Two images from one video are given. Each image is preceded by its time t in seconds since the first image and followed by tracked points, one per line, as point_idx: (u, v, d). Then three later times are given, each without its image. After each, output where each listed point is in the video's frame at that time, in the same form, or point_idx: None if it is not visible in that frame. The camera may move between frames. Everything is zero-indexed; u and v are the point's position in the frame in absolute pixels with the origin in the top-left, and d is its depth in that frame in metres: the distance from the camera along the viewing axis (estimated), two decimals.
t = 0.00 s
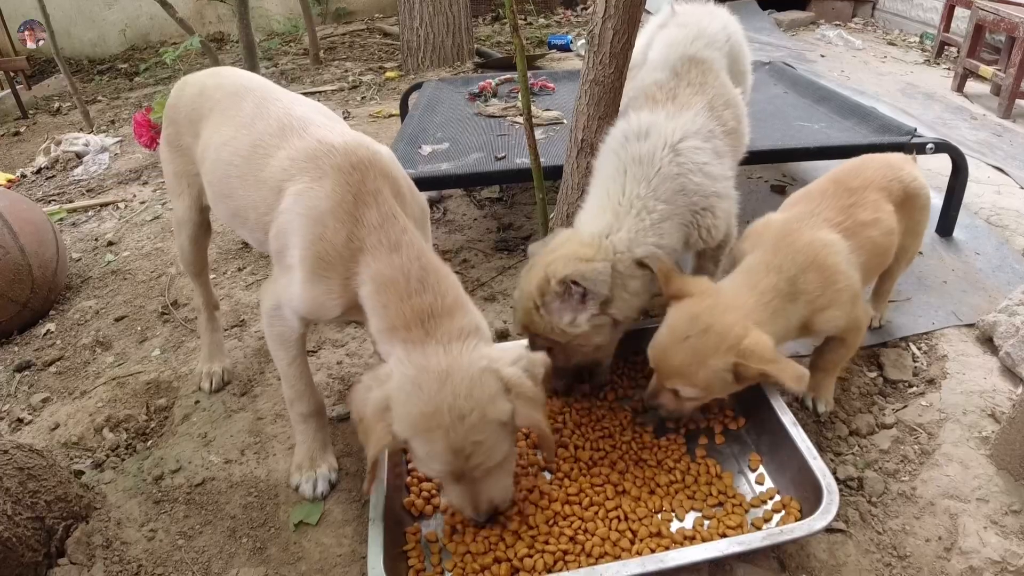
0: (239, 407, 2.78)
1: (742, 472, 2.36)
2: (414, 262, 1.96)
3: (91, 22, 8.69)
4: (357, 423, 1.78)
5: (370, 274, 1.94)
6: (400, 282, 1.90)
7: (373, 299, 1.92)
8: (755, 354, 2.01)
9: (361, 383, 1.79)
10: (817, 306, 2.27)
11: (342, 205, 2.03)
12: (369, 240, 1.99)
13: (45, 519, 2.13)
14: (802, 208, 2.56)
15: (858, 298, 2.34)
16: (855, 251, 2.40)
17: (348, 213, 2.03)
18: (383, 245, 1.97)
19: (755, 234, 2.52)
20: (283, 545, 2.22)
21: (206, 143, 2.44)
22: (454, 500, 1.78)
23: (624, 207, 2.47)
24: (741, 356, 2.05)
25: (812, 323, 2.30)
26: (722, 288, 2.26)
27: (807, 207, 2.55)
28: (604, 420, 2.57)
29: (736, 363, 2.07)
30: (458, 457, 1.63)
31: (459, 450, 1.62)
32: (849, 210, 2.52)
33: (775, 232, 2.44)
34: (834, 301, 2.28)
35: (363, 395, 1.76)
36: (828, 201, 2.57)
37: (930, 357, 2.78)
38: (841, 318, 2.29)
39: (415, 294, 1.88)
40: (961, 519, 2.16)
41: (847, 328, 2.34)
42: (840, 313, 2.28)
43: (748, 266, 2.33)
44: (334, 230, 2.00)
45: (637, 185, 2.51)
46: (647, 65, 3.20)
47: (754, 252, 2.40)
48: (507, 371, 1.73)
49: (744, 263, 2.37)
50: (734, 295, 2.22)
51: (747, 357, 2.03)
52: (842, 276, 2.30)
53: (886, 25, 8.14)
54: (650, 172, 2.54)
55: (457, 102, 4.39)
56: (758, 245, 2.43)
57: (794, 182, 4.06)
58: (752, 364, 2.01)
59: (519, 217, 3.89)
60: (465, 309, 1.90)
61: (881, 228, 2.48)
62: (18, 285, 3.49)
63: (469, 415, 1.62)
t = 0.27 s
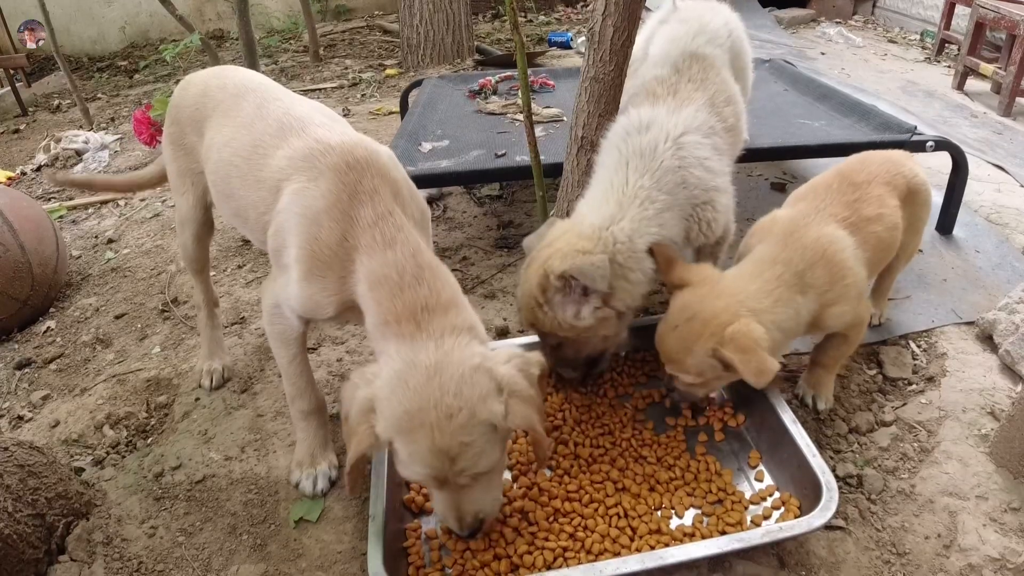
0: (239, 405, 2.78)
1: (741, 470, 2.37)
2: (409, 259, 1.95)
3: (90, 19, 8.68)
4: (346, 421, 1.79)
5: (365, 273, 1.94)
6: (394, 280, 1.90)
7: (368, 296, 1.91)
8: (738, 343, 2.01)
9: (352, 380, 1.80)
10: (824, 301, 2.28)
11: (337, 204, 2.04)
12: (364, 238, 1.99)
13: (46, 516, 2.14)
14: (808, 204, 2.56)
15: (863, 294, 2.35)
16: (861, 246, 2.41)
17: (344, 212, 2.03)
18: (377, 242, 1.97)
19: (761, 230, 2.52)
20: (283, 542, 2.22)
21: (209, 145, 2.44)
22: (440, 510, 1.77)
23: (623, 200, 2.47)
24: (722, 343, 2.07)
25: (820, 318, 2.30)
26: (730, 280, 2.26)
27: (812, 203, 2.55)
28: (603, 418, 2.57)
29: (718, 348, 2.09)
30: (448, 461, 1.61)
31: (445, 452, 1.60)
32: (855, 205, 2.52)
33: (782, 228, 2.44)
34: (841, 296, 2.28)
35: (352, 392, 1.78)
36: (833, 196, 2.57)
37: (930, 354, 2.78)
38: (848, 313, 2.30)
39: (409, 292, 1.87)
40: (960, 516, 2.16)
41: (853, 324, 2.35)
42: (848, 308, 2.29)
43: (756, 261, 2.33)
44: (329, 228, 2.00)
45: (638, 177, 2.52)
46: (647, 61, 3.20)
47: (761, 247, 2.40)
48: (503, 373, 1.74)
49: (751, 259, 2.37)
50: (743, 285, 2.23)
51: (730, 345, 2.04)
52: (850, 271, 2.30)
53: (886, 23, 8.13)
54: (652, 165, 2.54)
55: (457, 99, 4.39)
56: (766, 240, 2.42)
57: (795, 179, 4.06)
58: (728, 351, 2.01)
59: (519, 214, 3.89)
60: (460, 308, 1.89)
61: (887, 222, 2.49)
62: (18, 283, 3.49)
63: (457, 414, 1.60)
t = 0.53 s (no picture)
0: (240, 403, 2.78)
1: (741, 468, 2.36)
2: (409, 253, 1.96)
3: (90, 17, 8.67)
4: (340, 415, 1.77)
5: (366, 268, 1.94)
6: (395, 275, 1.90)
7: (368, 291, 1.91)
8: (722, 341, 2.06)
9: (348, 373, 1.79)
10: (827, 299, 2.28)
11: (337, 199, 2.04)
12: (364, 233, 1.99)
13: (46, 514, 2.14)
14: (812, 201, 2.56)
15: (868, 292, 2.34)
16: (865, 244, 2.41)
17: (344, 209, 2.03)
18: (377, 236, 1.98)
19: (765, 226, 2.53)
20: (283, 540, 2.23)
21: (207, 145, 2.44)
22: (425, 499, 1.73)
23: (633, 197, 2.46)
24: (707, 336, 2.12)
25: (822, 316, 2.30)
26: (731, 279, 2.27)
27: (817, 200, 2.55)
28: (603, 416, 2.57)
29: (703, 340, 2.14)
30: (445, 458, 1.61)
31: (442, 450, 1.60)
32: (859, 201, 2.51)
33: (786, 225, 2.43)
34: (844, 294, 2.28)
35: (347, 385, 1.76)
36: (838, 192, 2.56)
37: (931, 353, 2.78)
38: (851, 310, 2.29)
39: (409, 285, 1.87)
40: (960, 515, 2.16)
41: (856, 322, 2.34)
42: (850, 306, 2.28)
43: (759, 257, 2.33)
44: (329, 224, 2.01)
45: (645, 173, 2.51)
46: (646, 56, 3.19)
47: (764, 243, 2.40)
48: (492, 361, 1.70)
49: (754, 254, 2.37)
50: (744, 286, 2.23)
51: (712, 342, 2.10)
52: (854, 269, 2.30)
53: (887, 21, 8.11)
54: (661, 159, 2.54)
55: (458, 97, 4.39)
56: (771, 237, 2.43)
57: (795, 177, 4.05)
58: (710, 347, 2.07)
59: (520, 213, 3.88)
60: (460, 301, 1.90)
61: (891, 219, 2.48)
62: (18, 281, 3.49)
63: (454, 411, 1.60)
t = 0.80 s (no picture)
0: (240, 402, 2.78)
1: (742, 467, 2.37)
2: (414, 254, 1.96)
3: (90, 16, 8.67)
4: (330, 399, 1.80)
5: (370, 268, 1.94)
6: (399, 275, 1.90)
7: (371, 289, 1.92)
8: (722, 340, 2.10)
9: (341, 363, 1.80)
10: (819, 294, 2.28)
11: (341, 199, 2.04)
12: (369, 233, 2.00)
13: (47, 513, 2.14)
14: (810, 197, 2.55)
15: (864, 288, 2.33)
16: (861, 241, 2.40)
17: (347, 208, 2.03)
18: (382, 237, 1.98)
19: (763, 222, 2.53)
20: (284, 538, 2.23)
21: (203, 143, 2.44)
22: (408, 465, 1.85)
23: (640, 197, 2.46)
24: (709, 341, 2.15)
25: (814, 311, 2.31)
26: (724, 278, 2.30)
27: (815, 196, 2.55)
28: (603, 414, 2.57)
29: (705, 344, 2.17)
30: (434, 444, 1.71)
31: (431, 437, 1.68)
32: (856, 198, 2.51)
33: (782, 220, 2.44)
34: (837, 290, 2.28)
35: (340, 376, 1.77)
36: (836, 189, 2.57)
37: (931, 352, 2.78)
38: (845, 307, 2.29)
39: (413, 284, 1.88)
40: (960, 514, 2.16)
41: (851, 318, 2.34)
42: (844, 302, 2.28)
43: (753, 252, 2.35)
44: (333, 224, 2.01)
45: (649, 172, 2.52)
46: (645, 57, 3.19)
47: (760, 239, 2.41)
48: (478, 382, 1.70)
49: (748, 249, 2.38)
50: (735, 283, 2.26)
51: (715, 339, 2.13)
52: (848, 265, 2.29)
53: (888, 20, 8.10)
54: (664, 159, 2.55)
55: (459, 96, 4.39)
56: (767, 232, 2.44)
57: (796, 177, 4.05)
58: (714, 347, 2.09)
59: (521, 212, 3.88)
60: (464, 303, 1.91)
61: (888, 216, 2.48)
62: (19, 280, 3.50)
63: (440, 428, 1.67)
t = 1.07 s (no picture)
0: (242, 400, 2.78)
1: (743, 465, 2.36)
2: (419, 247, 1.98)
3: (91, 15, 8.67)
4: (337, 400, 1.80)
5: (375, 261, 1.96)
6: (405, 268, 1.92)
7: (375, 282, 1.92)
8: (740, 347, 2.10)
9: (343, 372, 1.78)
10: (812, 295, 2.29)
11: (345, 192, 2.04)
12: (374, 227, 2.01)
13: (49, 512, 2.14)
14: (807, 195, 2.55)
15: (858, 287, 2.33)
16: (856, 240, 2.39)
17: (351, 201, 2.03)
18: (387, 231, 1.99)
19: (759, 222, 2.54)
20: (285, 537, 2.23)
21: (196, 136, 2.43)
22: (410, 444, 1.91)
23: (642, 199, 2.46)
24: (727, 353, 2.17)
25: (807, 311, 2.32)
26: (717, 281, 2.32)
27: (812, 195, 2.55)
28: (604, 412, 2.57)
29: (721, 355, 2.20)
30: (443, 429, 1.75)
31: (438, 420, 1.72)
32: (853, 198, 2.51)
33: (778, 220, 2.44)
34: (831, 290, 2.28)
35: (347, 386, 1.75)
36: (833, 189, 2.56)
37: (933, 350, 2.77)
38: (839, 306, 2.29)
39: (418, 278, 1.90)
40: (962, 512, 2.16)
41: (846, 317, 2.33)
42: (838, 301, 2.28)
43: (747, 253, 2.36)
44: (338, 217, 2.01)
45: (651, 175, 2.52)
46: (649, 56, 3.18)
47: (756, 240, 2.41)
48: (481, 375, 1.74)
49: (744, 251, 2.39)
50: (727, 289, 2.28)
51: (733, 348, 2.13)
52: (841, 266, 2.29)
53: (889, 18, 8.07)
54: (665, 163, 2.55)
55: (459, 95, 4.38)
56: (762, 232, 2.44)
57: (797, 175, 4.04)
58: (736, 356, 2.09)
59: (522, 210, 3.88)
60: (467, 295, 1.95)
61: (885, 214, 2.47)
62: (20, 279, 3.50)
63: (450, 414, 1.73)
